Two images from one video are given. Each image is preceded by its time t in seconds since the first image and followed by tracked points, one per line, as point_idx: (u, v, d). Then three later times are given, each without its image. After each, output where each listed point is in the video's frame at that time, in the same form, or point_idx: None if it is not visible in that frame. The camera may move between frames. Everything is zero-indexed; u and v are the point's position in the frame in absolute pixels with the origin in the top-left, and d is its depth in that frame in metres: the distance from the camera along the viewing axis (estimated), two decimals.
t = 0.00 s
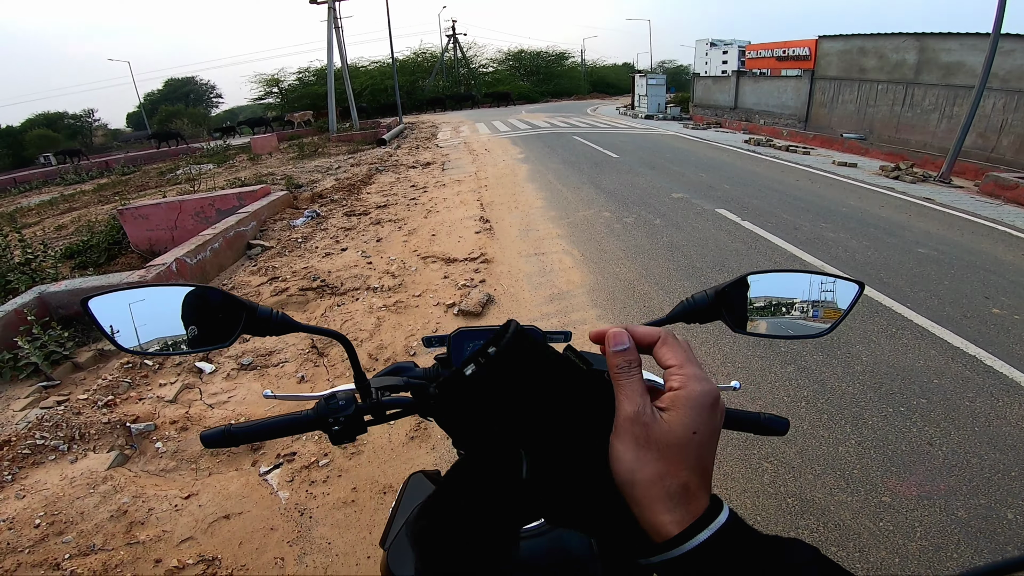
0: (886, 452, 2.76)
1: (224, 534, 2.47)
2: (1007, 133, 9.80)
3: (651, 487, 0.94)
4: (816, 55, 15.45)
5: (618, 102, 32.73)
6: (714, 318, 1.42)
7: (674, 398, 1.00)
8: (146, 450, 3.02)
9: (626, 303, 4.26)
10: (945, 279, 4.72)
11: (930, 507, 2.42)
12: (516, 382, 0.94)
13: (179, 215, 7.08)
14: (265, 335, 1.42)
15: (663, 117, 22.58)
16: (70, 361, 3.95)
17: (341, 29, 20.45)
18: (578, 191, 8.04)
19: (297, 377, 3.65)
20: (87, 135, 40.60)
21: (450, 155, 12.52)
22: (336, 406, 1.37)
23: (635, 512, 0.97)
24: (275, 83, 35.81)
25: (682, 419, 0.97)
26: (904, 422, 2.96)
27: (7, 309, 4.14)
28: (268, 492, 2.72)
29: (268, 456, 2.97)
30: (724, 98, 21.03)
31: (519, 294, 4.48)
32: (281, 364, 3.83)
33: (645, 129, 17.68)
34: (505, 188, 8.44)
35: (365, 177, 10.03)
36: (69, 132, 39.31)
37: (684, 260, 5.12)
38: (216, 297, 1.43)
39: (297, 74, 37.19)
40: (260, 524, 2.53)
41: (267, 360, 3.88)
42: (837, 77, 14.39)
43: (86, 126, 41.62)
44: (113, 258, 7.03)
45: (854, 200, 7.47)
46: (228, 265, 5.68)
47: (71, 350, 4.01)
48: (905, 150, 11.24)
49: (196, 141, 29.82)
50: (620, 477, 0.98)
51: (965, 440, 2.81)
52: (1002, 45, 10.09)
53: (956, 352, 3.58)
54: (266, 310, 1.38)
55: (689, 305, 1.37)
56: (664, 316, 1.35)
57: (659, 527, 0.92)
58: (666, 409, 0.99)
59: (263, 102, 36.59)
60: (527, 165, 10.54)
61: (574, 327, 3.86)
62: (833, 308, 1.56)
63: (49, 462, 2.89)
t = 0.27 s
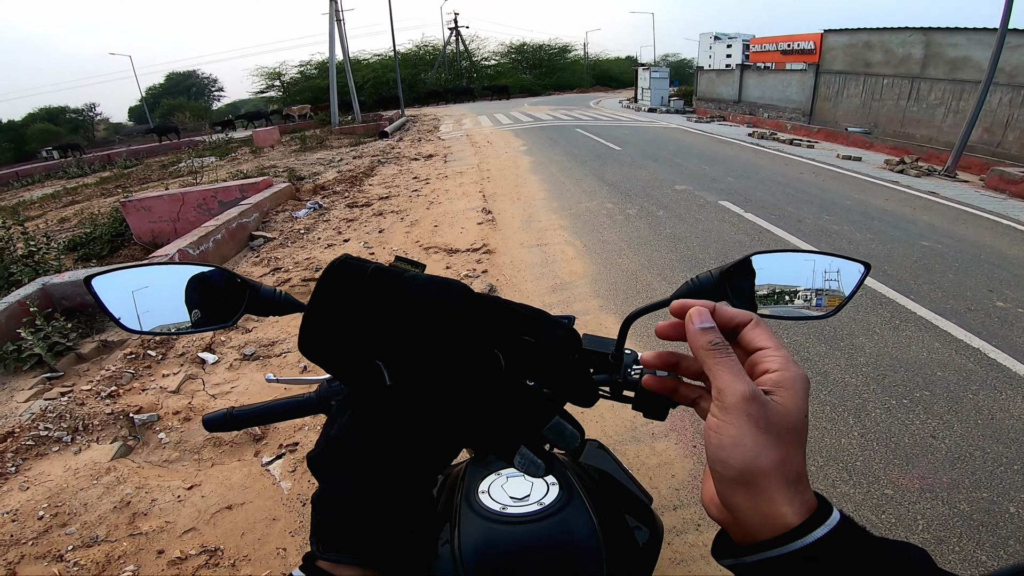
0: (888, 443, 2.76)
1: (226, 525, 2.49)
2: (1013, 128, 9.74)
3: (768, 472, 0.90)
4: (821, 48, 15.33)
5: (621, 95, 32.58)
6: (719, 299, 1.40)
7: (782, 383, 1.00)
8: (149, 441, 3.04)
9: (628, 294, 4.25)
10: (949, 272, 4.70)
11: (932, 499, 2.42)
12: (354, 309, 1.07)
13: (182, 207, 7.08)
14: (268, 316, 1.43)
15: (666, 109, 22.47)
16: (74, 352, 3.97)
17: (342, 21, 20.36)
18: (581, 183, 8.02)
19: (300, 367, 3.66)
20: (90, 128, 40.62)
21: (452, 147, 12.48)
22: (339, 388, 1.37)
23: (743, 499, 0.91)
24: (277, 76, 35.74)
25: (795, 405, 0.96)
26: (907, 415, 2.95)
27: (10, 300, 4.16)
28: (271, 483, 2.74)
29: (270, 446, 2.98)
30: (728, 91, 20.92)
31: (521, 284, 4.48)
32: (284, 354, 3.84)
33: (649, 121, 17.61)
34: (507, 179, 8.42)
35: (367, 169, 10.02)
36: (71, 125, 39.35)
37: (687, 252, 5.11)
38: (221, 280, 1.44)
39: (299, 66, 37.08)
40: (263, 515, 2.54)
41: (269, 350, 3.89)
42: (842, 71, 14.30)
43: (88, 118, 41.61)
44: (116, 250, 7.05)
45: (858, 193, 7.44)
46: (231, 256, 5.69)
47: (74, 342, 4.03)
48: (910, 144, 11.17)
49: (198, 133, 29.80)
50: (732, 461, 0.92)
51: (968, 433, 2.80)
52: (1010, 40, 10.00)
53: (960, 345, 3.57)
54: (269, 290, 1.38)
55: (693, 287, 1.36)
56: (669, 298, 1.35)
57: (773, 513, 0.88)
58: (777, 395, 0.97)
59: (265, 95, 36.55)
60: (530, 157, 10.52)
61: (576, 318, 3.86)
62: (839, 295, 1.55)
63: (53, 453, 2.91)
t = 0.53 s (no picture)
0: (887, 439, 2.76)
1: (226, 517, 2.50)
2: (1017, 124, 9.69)
3: (770, 498, 0.94)
4: (826, 43, 15.21)
5: (623, 88, 32.42)
6: (716, 292, 1.39)
7: (781, 399, 1.03)
8: (149, 433, 3.05)
9: (628, 287, 4.25)
10: (950, 267, 4.69)
11: (929, 495, 2.43)
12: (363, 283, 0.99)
13: (182, 199, 7.07)
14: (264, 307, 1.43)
15: (668, 103, 22.36)
16: (74, 344, 3.97)
17: (343, 13, 20.19)
18: (582, 176, 7.99)
19: (300, 358, 3.66)
20: (90, 119, 40.52)
21: (453, 139, 12.44)
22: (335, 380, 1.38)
23: (750, 523, 0.95)
24: (277, 67, 35.60)
25: (795, 421, 1.00)
26: (907, 410, 2.95)
27: (11, 293, 4.16)
28: (271, 475, 2.75)
29: (270, 439, 2.99)
30: (731, 85, 20.81)
31: (521, 277, 4.47)
32: (284, 346, 3.84)
33: (650, 115, 17.53)
34: (508, 172, 8.39)
35: (368, 161, 9.99)
36: (72, 117, 39.26)
37: (688, 245, 5.09)
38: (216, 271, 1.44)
39: (300, 57, 36.89)
40: (263, 507, 2.55)
41: (269, 342, 3.90)
42: (846, 65, 14.21)
43: (89, 110, 41.49)
44: (117, 242, 7.05)
45: (861, 187, 7.41)
46: (231, 248, 5.69)
47: (75, 334, 4.03)
48: (914, 139, 11.11)
49: (198, 125, 29.70)
50: (733, 490, 0.95)
51: (966, 428, 2.81)
52: (1016, 36, 9.93)
53: (960, 340, 3.57)
54: (264, 282, 1.38)
55: (694, 277, 1.35)
56: (668, 288, 1.34)
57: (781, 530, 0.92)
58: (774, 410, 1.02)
59: (265, 88, 36.44)
60: (531, 149, 10.48)
61: (576, 311, 3.86)
62: (837, 289, 1.55)
63: (54, 446, 2.92)
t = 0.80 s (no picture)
0: (884, 435, 2.77)
1: (226, 512, 2.51)
2: (1018, 120, 9.67)
3: (714, 521, 0.80)
4: (827, 38, 15.15)
5: (623, 83, 32.35)
6: (714, 287, 1.39)
7: (692, 417, 0.74)
8: (149, 428, 3.05)
9: (628, 281, 4.25)
10: (950, 263, 4.68)
11: (926, 491, 2.43)
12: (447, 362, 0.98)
13: (181, 194, 7.06)
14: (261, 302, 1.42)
15: (669, 98, 22.31)
16: (73, 339, 3.97)
17: (343, 7, 20.09)
18: (581, 170, 7.98)
19: (299, 353, 3.66)
20: (89, 114, 40.41)
21: (453, 133, 12.41)
22: (332, 374, 1.38)
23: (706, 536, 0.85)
24: (277, 63, 35.52)
25: (716, 443, 0.73)
26: (904, 406, 2.96)
27: (10, 287, 4.15)
28: (270, 470, 2.75)
29: (269, 433, 2.99)
30: (731, 80, 20.77)
31: (520, 271, 4.47)
32: (283, 341, 3.84)
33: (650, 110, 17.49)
34: (507, 166, 8.38)
35: (368, 156, 9.97)
36: (70, 112, 39.18)
37: (688, 240, 5.09)
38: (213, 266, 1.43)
39: (300, 52, 36.77)
40: (262, 502, 2.56)
41: (268, 337, 3.89)
42: (847, 61, 14.17)
43: (87, 104, 41.38)
44: (116, 237, 7.05)
45: (860, 183, 7.40)
46: (230, 243, 5.68)
47: (74, 329, 4.03)
48: (914, 135, 11.09)
49: (197, 119, 29.63)
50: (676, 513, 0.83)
51: (964, 425, 2.81)
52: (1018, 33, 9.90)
53: (959, 336, 3.57)
54: (261, 277, 1.38)
55: (690, 272, 1.35)
56: (664, 283, 1.34)
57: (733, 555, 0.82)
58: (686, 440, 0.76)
59: (264, 83, 36.35)
60: (531, 144, 10.46)
61: (574, 306, 3.86)
62: (836, 283, 1.54)
63: (54, 442, 2.93)
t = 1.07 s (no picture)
0: (880, 429, 2.78)
1: (225, 509, 2.51)
2: (1015, 117, 9.69)
3: (731, 505, 0.82)
4: (825, 34, 15.13)
5: (620, 78, 32.30)
6: (709, 282, 1.41)
7: (672, 415, 0.84)
8: (147, 426, 3.05)
9: (625, 277, 4.25)
10: (946, 259, 4.69)
11: (922, 487, 2.45)
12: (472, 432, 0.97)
13: (177, 190, 7.03)
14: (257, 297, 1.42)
15: (666, 93, 22.27)
16: (70, 337, 3.96)
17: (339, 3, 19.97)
18: (579, 166, 7.96)
19: (296, 350, 3.66)
20: (84, 110, 40.20)
21: (450, 129, 12.37)
22: (329, 370, 1.38)
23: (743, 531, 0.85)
24: (273, 59, 35.35)
25: (700, 431, 0.81)
26: (900, 401, 2.97)
27: (6, 285, 4.13)
28: (268, 467, 2.75)
29: (267, 431, 2.99)
30: (729, 76, 20.73)
31: (518, 267, 4.46)
32: (280, 337, 3.84)
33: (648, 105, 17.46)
34: (504, 162, 8.36)
35: (364, 152, 9.95)
36: (65, 109, 38.95)
37: (685, 236, 5.08)
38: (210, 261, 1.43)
39: (297, 48, 36.61)
40: (261, 499, 2.56)
41: (266, 333, 3.89)
42: (845, 57, 14.16)
43: (82, 101, 41.21)
44: (112, 234, 7.01)
45: (857, 179, 7.40)
46: (227, 239, 5.66)
47: (70, 326, 4.02)
48: (911, 131, 11.10)
49: (193, 116, 29.48)
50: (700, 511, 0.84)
51: (959, 420, 2.82)
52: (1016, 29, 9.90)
53: (955, 331, 3.59)
54: (257, 272, 1.37)
55: (685, 268, 1.36)
56: (660, 278, 1.35)
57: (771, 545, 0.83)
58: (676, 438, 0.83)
59: (260, 79, 36.17)
60: (528, 140, 10.44)
61: (572, 302, 3.86)
62: (832, 278, 1.55)
63: (51, 440, 2.92)
